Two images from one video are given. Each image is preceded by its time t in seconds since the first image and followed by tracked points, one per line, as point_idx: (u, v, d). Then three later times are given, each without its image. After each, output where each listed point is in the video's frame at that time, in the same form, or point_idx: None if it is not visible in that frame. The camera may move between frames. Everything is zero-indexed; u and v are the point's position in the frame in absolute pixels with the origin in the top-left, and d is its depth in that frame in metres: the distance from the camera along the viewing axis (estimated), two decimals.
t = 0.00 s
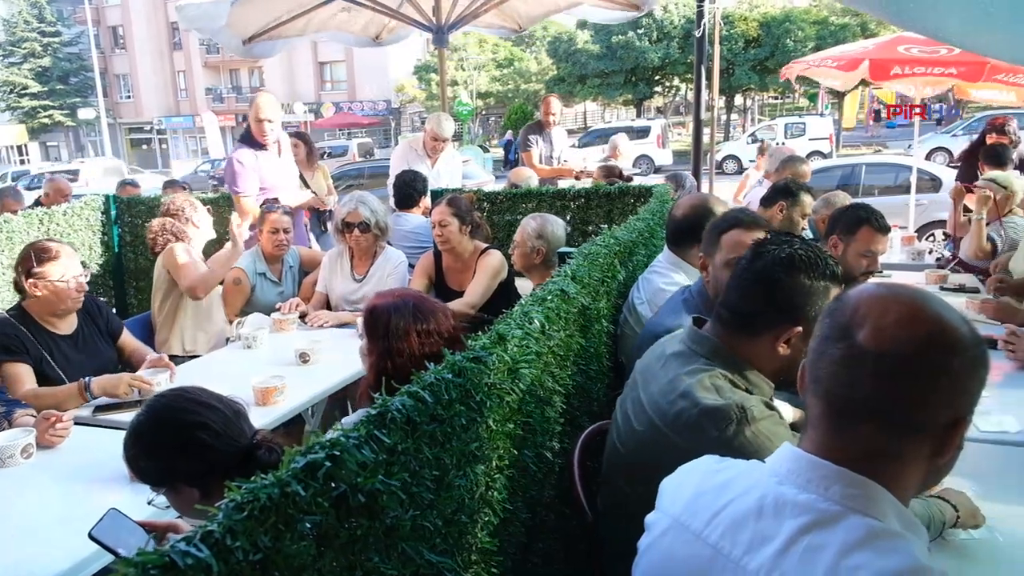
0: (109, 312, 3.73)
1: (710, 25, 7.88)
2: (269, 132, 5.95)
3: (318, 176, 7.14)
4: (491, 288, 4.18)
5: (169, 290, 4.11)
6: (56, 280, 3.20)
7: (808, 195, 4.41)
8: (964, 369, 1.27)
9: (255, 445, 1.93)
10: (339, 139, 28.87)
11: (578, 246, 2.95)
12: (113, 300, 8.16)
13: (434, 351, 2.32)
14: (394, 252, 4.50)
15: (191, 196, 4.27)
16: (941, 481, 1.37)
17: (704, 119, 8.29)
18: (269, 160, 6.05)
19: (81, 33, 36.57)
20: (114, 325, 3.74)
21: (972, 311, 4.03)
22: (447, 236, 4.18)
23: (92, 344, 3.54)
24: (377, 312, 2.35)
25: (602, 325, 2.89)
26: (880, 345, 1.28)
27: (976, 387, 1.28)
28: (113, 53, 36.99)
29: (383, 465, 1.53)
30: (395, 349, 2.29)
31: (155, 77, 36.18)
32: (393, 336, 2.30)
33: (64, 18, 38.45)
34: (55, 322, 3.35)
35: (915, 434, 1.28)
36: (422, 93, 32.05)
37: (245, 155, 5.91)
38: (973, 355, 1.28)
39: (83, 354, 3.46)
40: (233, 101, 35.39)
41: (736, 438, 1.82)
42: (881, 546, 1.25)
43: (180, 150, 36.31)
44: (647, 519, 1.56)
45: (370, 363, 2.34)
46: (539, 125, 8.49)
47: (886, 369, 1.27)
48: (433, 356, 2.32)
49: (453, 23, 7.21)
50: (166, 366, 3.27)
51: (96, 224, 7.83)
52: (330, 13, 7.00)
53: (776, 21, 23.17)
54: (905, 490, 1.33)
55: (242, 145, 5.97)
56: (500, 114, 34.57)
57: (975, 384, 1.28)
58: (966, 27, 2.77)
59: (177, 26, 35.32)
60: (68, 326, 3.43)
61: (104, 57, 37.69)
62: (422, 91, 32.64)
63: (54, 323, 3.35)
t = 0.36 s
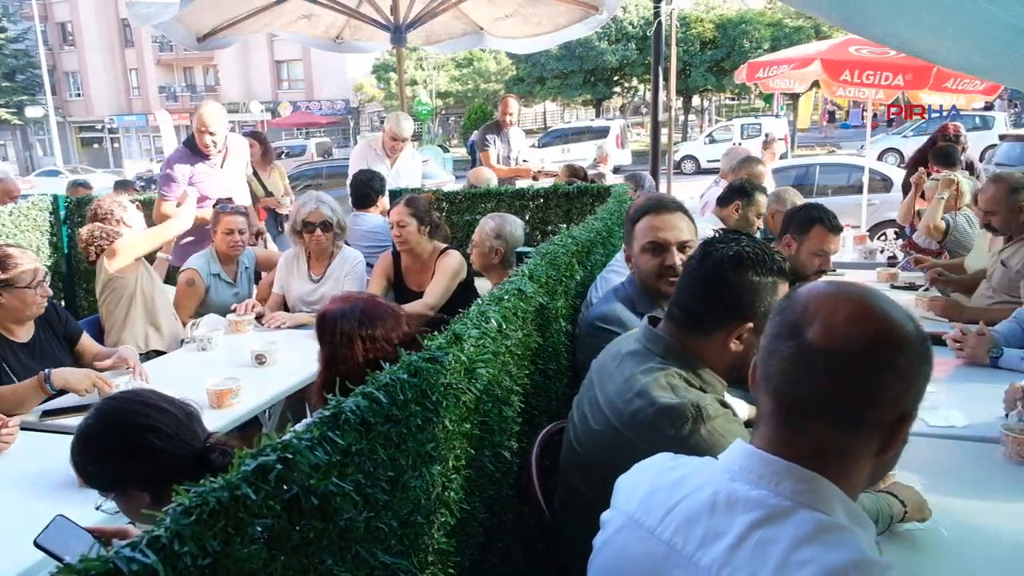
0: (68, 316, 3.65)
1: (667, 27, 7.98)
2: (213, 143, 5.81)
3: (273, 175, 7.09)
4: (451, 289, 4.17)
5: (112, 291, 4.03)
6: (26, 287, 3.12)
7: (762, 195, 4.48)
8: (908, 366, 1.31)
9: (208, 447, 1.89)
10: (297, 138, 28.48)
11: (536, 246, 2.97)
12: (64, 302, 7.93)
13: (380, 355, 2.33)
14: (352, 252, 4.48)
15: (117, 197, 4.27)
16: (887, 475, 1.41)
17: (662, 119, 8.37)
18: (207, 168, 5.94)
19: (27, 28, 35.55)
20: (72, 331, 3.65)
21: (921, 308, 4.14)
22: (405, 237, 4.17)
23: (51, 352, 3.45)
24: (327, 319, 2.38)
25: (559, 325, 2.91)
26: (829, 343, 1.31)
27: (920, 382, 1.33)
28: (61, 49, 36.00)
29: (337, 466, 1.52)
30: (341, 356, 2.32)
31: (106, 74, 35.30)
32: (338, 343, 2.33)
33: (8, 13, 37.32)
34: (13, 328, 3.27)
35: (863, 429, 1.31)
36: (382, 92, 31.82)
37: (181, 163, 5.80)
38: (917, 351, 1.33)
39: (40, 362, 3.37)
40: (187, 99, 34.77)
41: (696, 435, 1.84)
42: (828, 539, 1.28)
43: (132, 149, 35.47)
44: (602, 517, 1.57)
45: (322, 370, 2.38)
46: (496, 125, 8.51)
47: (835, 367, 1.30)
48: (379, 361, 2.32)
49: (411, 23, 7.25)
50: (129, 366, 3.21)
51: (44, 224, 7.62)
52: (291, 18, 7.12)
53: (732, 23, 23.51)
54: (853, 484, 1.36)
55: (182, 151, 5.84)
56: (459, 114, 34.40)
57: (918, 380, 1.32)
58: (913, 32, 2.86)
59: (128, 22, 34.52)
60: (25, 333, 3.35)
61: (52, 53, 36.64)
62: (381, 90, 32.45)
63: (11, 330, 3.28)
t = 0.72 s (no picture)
0: (50, 321, 3.60)
1: (647, 27, 8.00)
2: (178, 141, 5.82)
3: (252, 175, 7.01)
4: (432, 289, 4.16)
5: (86, 290, 3.99)
6: (28, 291, 3.20)
7: (740, 193, 4.51)
8: (884, 362, 1.33)
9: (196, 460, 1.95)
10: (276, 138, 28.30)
11: (516, 246, 2.97)
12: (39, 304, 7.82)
13: (335, 357, 2.27)
14: (331, 252, 4.47)
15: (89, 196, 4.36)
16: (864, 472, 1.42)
17: (642, 119, 8.41)
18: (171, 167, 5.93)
19: None
20: (55, 336, 3.60)
21: (897, 306, 4.19)
22: (386, 236, 4.15)
23: (33, 358, 3.43)
24: (281, 323, 2.32)
25: (540, 325, 2.92)
26: (807, 340, 1.32)
27: (896, 379, 1.35)
28: (35, 48, 35.56)
29: (315, 467, 1.51)
30: (296, 360, 2.26)
31: (82, 73, 34.90)
32: (292, 346, 2.27)
33: None
34: None
35: (840, 426, 1.32)
36: (362, 91, 31.70)
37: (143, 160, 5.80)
38: (893, 347, 1.35)
39: (18, 369, 3.35)
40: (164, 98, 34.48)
41: (671, 427, 1.84)
42: (804, 536, 1.29)
43: (109, 149, 35.08)
44: (580, 516, 1.58)
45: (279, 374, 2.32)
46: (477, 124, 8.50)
47: (814, 363, 1.31)
48: (334, 363, 2.27)
49: (390, 22, 7.24)
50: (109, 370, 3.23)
51: (19, 225, 7.53)
52: (269, 16, 7.17)
53: (711, 23, 23.60)
54: (826, 480, 1.38)
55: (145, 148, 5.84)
56: (440, 114, 34.35)
57: (894, 376, 1.34)
58: (891, 32, 2.90)
59: (104, 21, 34.16)
60: (9, 338, 3.34)
61: (26, 52, 36.19)
62: (361, 90, 32.33)
63: None
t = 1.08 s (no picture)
0: (20, 326, 3.57)
1: (624, 26, 8.03)
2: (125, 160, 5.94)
3: (229, 176, 6.97)
4: (410, 290, 4.15)
5: (52, 296, 3.96)
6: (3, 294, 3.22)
7: (714, 189, 4.56)
8: (853, 356, 1.35)
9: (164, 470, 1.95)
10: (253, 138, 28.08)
11: (492, 245, 2.97)
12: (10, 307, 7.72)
13: (330, 333, 2.38)
14: (309, 252, 4.47)
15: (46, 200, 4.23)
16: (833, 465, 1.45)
17: (620, 118, 8.43)
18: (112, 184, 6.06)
19: None
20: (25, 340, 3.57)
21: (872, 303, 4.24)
22: (364, 237, 4.15)
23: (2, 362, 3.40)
24: (261, 317, 2.32)
25: (517, 323, 2.93)
26: (779, 336, 1.33)
27: (861, 372, 1.36)
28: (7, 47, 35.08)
29: (288, 468, 1.51)
30: (296, 343, 2.29)
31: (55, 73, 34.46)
32: (287, 330, 2.29)
33: None
34: None
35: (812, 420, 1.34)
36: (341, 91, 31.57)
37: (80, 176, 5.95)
38: (861, 342, 1.37)
39: None
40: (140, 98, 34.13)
41: (625, 414, 1.88)
42: (774, 529, 1.30)
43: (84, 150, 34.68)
44: (555, 514, 1.58)
45: (269, 371, 2.27)
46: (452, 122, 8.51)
47: (786, 359, 1.33)
48: (331, 338, 2.37)
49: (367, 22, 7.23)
50: (81, 373, 3.20)
51: None
52: (244, 14, 7.14)
53: (689, 22, 23.67)
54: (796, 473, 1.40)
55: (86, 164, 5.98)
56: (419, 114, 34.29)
57: (861, 370, 1.36)
58: (866, 31, 2.93)
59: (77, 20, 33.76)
60: None
61: None
62: (340, 90, 32.20)
63: None
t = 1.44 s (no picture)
0: None
1: (600, 26, 8.04)
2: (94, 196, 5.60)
3: (202, 177, 6.90)
4: (384, 290, 4.14)
5: (15, 298, 3.93)
6: None
7: (687, 188, 4.59)
8: (805, 342, 1.34)
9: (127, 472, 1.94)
10: (227, 138, 27.79)
11: (464, 245, 2.98)
12: None
13: (286, 331, 2.41)
14: (287, 258, 4.46)
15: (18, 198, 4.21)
16: (818, 470, 1.39)
17: (594, 119, 8.46)
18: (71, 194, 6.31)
19: None
20: None
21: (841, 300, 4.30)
22: (338, 238, 4.14)
23: None
24: (216, 322, 2.31)
25: (490, 323, 2.94)
26: (722, 324, 1.36)
27: (793, 357, 1.33)
28: None
29: (255, 470, 1.50)
30: (257, 342, 2.29)
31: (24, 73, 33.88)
32: (247, 329, 2.30)
33: None
34: None
35: (767, 411, 1.34)
36: (317, 91, 31.39)
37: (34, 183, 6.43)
38: (815, 329, 1.37)
39: None
40: (111, 99, 33.69)
41: (593, 424, 1.89)
42: (739, 524, 1.31)
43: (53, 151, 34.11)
44: (524, 512, 1.59)
45: (235, 371, 2.27)
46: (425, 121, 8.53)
47: (732, 346, 1.35)
48: (288, 335, 2.40)
49: (341, 22, 7.22)
50: (49, 377, 3.17)
51: None
52: (216, 14, 7.11)
53: (664, 23, 23.80)
54: (763, 470, 1.39)
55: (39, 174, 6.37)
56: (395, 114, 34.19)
57: (791, 354, 1.33)
58: (837, 31, 2.96)
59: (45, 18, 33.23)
60: None
61: None
62: (315, 90, 32.03)
63: None
